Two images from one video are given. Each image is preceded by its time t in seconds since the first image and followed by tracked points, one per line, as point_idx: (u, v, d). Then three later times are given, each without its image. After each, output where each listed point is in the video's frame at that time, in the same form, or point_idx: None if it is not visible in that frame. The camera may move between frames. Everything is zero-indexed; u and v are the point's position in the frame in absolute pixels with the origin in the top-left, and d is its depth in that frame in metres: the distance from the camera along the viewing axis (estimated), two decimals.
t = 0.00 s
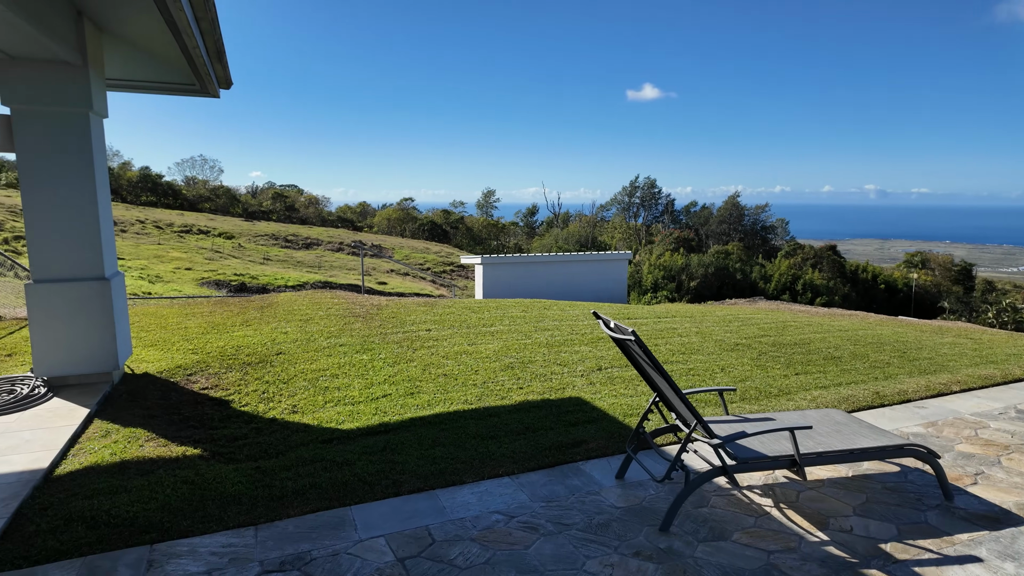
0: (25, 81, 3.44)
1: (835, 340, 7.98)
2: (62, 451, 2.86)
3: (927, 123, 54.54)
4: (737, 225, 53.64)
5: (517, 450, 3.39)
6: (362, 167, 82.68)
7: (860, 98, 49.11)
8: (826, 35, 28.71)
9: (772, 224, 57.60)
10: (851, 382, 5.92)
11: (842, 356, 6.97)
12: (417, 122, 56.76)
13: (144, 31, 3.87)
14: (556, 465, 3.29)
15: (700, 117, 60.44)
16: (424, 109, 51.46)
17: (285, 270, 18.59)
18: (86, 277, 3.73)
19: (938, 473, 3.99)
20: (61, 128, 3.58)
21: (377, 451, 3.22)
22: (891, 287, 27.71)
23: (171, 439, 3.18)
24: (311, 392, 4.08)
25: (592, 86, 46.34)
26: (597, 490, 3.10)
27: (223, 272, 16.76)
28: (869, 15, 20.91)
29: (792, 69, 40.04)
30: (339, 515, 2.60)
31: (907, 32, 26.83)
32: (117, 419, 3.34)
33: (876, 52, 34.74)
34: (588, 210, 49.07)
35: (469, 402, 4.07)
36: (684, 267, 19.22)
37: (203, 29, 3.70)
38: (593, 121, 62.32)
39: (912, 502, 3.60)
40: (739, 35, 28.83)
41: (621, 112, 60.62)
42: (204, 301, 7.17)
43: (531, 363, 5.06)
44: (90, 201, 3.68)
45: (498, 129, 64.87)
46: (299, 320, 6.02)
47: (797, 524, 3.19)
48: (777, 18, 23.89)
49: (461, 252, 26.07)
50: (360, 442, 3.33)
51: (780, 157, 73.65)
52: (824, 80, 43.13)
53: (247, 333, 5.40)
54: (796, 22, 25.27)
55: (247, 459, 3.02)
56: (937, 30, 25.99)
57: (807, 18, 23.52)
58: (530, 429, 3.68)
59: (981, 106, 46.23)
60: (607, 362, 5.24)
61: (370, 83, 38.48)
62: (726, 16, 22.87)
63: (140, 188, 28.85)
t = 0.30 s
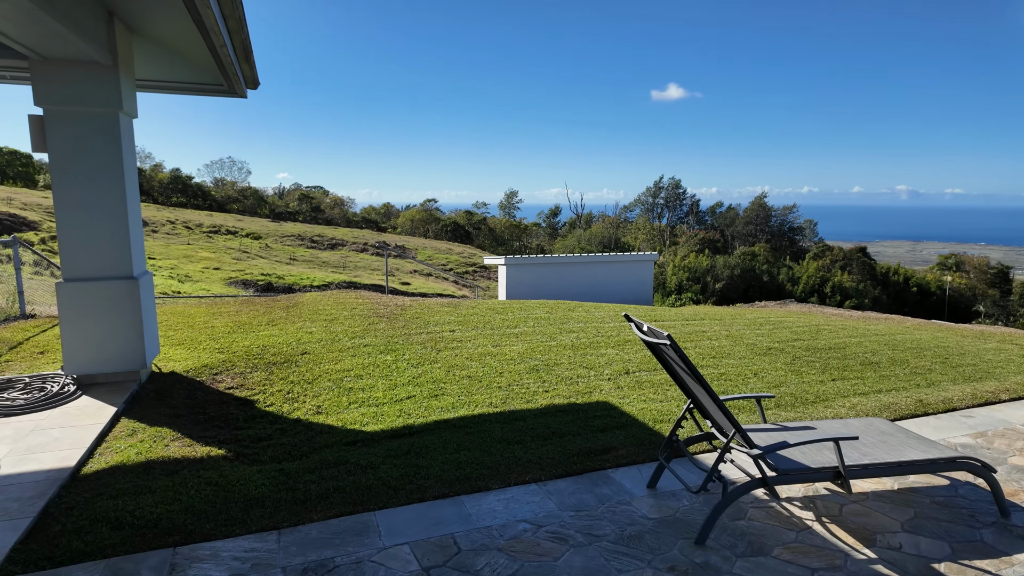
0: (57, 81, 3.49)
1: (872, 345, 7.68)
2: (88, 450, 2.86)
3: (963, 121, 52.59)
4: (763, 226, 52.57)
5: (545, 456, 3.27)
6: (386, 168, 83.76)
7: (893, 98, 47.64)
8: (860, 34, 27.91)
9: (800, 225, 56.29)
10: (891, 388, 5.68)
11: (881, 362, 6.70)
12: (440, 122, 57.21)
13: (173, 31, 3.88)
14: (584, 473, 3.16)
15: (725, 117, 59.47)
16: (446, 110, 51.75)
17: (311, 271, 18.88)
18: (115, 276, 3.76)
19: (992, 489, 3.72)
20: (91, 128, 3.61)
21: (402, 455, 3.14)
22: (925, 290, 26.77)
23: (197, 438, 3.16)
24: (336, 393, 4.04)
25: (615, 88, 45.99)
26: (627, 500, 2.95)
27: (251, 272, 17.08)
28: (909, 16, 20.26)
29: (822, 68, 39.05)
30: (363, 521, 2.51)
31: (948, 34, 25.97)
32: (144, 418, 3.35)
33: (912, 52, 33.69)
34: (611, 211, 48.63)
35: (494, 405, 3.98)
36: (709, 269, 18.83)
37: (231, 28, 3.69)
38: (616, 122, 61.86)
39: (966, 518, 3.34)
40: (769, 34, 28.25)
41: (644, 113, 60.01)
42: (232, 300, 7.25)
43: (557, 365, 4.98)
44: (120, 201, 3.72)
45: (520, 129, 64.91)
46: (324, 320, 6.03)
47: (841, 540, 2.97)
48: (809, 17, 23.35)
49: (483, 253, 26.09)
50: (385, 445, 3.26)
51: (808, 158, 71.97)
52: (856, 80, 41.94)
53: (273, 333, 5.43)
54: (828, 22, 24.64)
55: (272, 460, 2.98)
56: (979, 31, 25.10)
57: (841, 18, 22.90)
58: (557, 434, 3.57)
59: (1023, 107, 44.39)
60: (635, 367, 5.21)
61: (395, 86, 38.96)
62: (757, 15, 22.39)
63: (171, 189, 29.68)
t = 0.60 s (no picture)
0: (77, 78, 3.47)
1: (910, 349, 7.30)
2: (106, 451, 2.82)
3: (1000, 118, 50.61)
4: (787, 226, 51.44)
5: (568, 464, 3.11)
6: (406, 168, 84.50)
7: (926, 95, 45.98)
8: (892, 31, 27.03)
9: (826, 225, 54.92)
10: (933, 396, 5.36)
11: (920, 368, 6.37)
12: (459, 122, 57.40)
13: (194, 28, 3.85)
14: (610, 483, 2.99)
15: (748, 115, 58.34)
16: (466, 110, 51.86)
17: (332, 270, 19.06)
18: (136, 275, 3.74)
19: None
20: (112, 126, 3.60)
21: (420, 460, 3.02)
22: (954, 292, 25.75)
23: (213, 440, 3.10)
24: (355, 394, 3.96)
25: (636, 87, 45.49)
26: (658, 513, 2.77)
27: (274, 271, 17.30)
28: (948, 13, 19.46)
29: (851, 67, 37.95)
30: (381, 530, 2.39)
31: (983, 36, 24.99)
32: (161, 419, 3.30)
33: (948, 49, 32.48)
34: (631, 210, 48.11)
35: (516, 409, 3.85)
36: (731, 269, 18.55)
37: (250, 22, 3.62)
38: (636, 121, 61.23)
39: None
40: (795, 33, 27.58)
41: (665, 112, 59.23)
42: (253, 299, 7.25)
43: (579, 368, 4.83)
44: (141, 199, 3.70)
45: (539, 129, 64.70)
46: (344, 320, 5.97)
47: (890, 560, 2.73)
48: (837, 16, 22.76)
49: (503, 252, 26.04)
50: (403, 450, 3.14)
51: (834, 157, 70.25)
52: (886, 77, 40.67)
53: (293, 332, 5.40)
54: (859, 21, 23.90)
55: (289, 465, 2.89)
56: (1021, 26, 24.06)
57: (872, 17, 22.22)
58: (581, 441, 3.41)
59: None
60: (661, 370, 5.03)
61: (416, 86, 39.18)
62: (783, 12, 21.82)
63: (196, 189, 30.40)
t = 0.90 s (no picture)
0: (93, 75, 3.43)
1: (948, 356, 6.93)
2: (119, 456, 2.76)
3: None
4: (810, 226, 50.29)
5: (594, 477, 2.94)
6: (424, 168, 84.96)
7: (960, 93, 44.29)
8: (924, 29, 26.07)
9: (851, 226, 53.59)
10: (979, 406, 5.02)
11: (962, 376, 6.01)
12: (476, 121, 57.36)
13: (211, 26, 3.79)
14: (639, 499, 2.81)
15: (771, 114, 57.12)
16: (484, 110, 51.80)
17: (350, 269, 19.12)
18: (152, 275, 3.69)
19: None
20: (129, 125, 3.55)
21: (439, 471, 2.86)
22: (982, 294, 24.81)
23: (228, 446, 3.02)
24: (372, 399, 3.85)
25: (655, 86, 44.88)
26: (691, 533, 2.55)
27: (293, 271, 17.44)
28: (986, 11, 18.64)
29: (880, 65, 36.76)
30: (397, 545, 2.23)
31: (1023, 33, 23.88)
32: (176, 423, 3.24)
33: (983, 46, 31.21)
34: (650, 210, 47.54)
35: (538, 416, 3.69)
36: (752, 270, 18.13)
37: (267, 18, 3.53)
38: (655, 121, 60.47)
39: None
40: (822, 31, 26.76)
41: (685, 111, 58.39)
42: (273, 299, 7.25)
43: (602, 373, 4.64)
44: (157, 199, 3.65)
45: (558, 129, 64.38)
46: (362, 321, 5.90)
47: None
48: (865, 15, 22.01)
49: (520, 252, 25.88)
50: (420, 459, 3.01)
51: (860, 157, 68.36)
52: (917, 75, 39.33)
53: (310, 333, 5.34)
54: (890, 19, 23.04)
55: (304, 472, 2.79)
56: None
57: (904, 15, 21.41)
58: (606, 452, 3.22)
59: None
60: (688, 377, 4.82)
61: (433, 87, 39.20)
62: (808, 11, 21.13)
63: (218, 189, 30.97)
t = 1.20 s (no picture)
0: (118, 71, 3.38)
1: (1001, 364, 6.51)
2: (139, 460, 2.68)
3: None
4: (836, 227, 49.06)
5: (631, 492, 2.74)
6: (444, 167, 85.43)
7: (997, 91, 42.55)
8: (964, 26, 25.02)
9: (879, 227, 52.03)
10: None
11: (1018, 386, 5.61)
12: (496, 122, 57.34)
13: (235, 21, 3.71)
14: (682, 518, 2.60)
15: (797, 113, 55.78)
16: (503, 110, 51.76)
17: (371, 268, 19.20)
18: (174, 275, 3.64)
19: None
20: (153, 121, 3.50)
21: (468, 482, 2.70)
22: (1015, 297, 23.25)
23: (249, 451, 2.92)
24: (396, 403, 3.73)
25: (678, 85, 44.22)
26: (741, 557, 2.34)
27: (315, 270, 17.59)
28: None
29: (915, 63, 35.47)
30: (425, 564, 2.06)
31: None
32: (198, 426, 3.17)
33: None
34: (671, 211, 46.88)
35: (568, 423, 3.50)
36: (776, 271, 17.76)
37: (291, 11, 3.42)
38: (677, 120, 59.64)
39: None
40: (852, 30, 25.90)
41: (708, 110, 57.41)
42: (295, 298, 7.21)
43: (633, 379, 4.44)
44: (179, 196, 3.58)
45: (577, 129, 63.97)
46: (384, 322, 5.81)
47: None
48: (900, 13, 21.18)
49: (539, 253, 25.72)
50: (448, 469, 2.85)
51: (890, 156, 66.23)
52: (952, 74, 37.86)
53: (333, 334, 5.26)
54: (925, 18, 22.13)
55: (327, 481, 2.66)
56: None
57: (944, 12, 20.54)
58: (644, 465, 3.02)
59: None
60: (723, 384, 4.57)
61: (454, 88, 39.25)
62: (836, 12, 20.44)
63: (242, 189, 31.62)
